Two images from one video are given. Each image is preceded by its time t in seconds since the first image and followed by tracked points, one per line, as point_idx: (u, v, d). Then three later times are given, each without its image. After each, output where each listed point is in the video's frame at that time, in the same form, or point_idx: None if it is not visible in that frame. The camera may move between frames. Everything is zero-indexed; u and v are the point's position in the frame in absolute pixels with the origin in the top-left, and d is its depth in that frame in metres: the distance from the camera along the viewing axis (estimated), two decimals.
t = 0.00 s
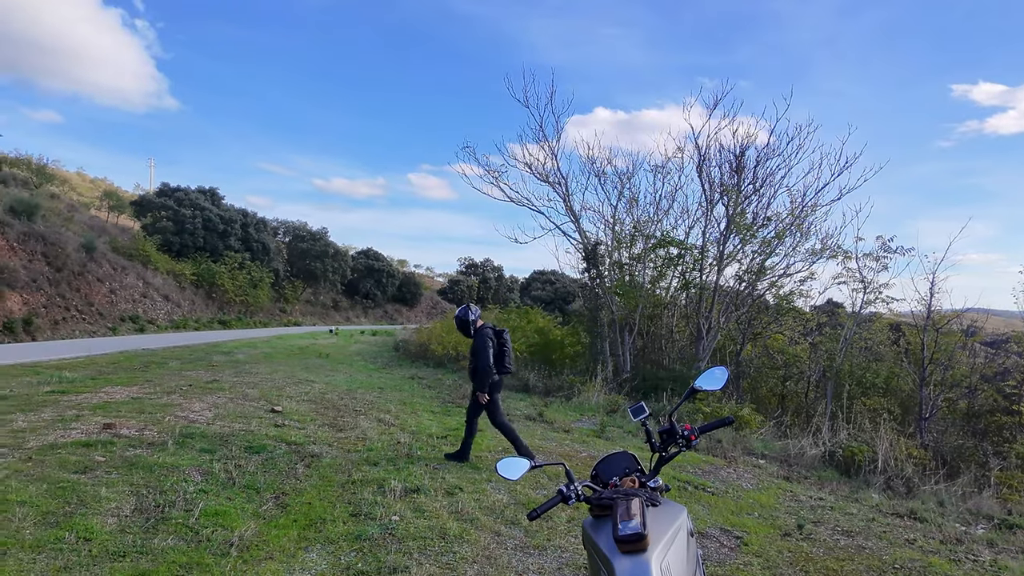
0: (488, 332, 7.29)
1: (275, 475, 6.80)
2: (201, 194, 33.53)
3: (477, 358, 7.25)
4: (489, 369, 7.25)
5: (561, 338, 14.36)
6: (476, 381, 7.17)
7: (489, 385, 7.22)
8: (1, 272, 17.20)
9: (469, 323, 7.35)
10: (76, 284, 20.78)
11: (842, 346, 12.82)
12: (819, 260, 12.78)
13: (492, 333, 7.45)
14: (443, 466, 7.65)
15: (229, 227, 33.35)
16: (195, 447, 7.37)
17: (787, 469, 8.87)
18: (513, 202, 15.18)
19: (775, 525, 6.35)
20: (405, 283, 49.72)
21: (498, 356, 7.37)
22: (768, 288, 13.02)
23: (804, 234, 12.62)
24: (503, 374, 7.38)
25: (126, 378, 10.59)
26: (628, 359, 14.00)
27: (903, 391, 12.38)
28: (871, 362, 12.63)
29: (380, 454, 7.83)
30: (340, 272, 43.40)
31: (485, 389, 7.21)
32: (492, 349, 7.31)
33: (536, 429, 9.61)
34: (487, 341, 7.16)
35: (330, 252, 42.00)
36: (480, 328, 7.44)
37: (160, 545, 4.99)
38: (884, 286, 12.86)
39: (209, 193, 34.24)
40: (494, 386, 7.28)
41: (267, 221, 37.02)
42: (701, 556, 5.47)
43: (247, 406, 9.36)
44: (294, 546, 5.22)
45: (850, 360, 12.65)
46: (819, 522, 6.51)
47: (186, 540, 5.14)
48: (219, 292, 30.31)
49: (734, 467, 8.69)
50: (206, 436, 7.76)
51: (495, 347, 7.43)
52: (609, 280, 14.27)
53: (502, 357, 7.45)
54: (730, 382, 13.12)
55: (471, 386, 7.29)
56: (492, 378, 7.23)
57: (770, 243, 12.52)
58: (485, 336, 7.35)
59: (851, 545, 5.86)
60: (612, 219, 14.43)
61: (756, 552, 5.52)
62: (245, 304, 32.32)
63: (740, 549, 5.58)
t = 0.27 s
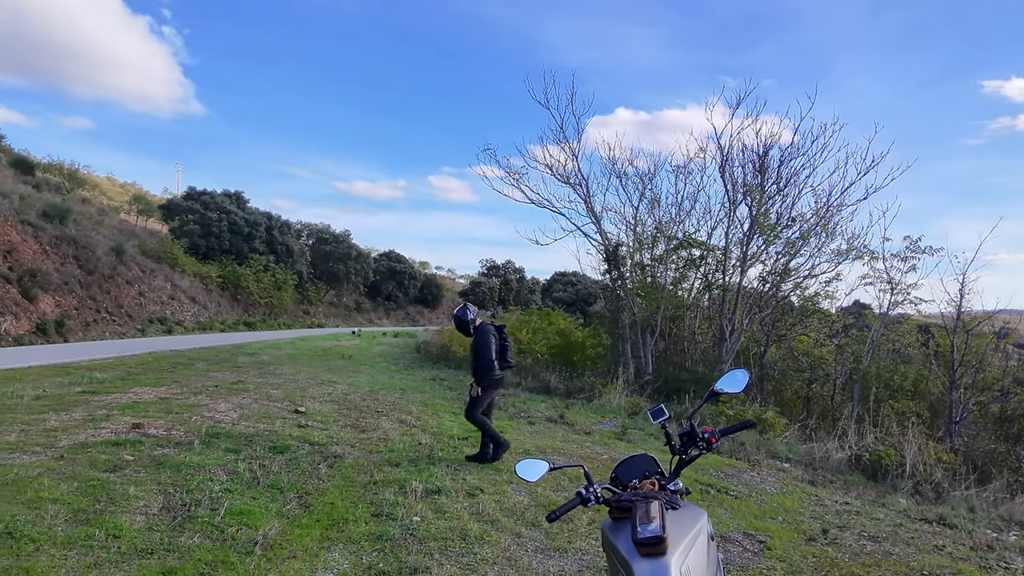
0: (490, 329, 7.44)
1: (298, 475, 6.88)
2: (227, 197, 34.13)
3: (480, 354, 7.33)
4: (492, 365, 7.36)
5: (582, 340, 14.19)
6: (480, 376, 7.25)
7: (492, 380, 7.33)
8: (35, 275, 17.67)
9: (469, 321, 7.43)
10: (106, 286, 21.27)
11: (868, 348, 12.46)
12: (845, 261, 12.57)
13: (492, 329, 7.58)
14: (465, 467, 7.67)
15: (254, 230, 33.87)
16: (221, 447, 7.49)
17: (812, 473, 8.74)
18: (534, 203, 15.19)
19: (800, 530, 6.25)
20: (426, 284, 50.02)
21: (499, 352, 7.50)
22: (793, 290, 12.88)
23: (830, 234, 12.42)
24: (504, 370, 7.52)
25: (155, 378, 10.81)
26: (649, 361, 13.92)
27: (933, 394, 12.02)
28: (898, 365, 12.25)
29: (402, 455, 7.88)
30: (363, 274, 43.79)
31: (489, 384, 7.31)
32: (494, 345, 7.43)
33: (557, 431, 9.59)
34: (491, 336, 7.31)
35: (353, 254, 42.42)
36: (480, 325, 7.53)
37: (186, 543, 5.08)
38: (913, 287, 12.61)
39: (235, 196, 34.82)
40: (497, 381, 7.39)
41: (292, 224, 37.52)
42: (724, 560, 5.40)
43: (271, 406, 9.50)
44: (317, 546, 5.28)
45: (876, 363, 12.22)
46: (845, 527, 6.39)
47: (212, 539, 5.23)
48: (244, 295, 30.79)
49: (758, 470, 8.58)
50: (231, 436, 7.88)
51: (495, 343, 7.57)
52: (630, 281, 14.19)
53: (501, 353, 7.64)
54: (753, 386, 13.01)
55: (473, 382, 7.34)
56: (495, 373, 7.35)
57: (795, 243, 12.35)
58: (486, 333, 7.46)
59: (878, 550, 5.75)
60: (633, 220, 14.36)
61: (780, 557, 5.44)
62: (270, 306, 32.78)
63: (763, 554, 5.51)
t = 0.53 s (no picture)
0: (495, 331, 7.41)
1: (323, 475, 6.96)
2: (254, 201, 34.71)
3: (484, 356, 7.32)
4: (495, 367, 7.34)
5: (606, 341, 14.18)
6: (483, 378, 7.26)
7: (495, 382, 7.31)
8: (70, 278, 18.14)
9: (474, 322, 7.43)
10: (137, 288, 21.76)
11: (898, 350, 12.26)
12: (874, 261, 12.32)
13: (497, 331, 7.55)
14: (487, 468, 7.69)
15: (280, 233, 34.39)
16: (247, 446, 7.62)
17: (840, 477, 8.57)
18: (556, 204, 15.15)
19: (827, 534, 6.14)
20: (450, 286, 50.33)
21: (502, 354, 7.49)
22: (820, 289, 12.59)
23: (858, 234, 12.18)
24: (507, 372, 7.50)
25: (184, 379, 11.03)
26: (673, 363, 13.81)
27: (966, 397, 11.57)
28: (930, 367, 11.95)
29: (425, 456, 7.93)
30: (386, 276, 44.16)
31: (491, 385, 7.30)
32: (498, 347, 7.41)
33: (580, 433, 9.56)
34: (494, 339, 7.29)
35: (377, 255, 42.82)
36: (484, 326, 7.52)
37: (214, 541, 5.18)
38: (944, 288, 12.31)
39: (262, 199, 35.40)
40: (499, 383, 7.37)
41: (317, 226, 38.00)
42: (749, 564, 5.33)
43: (296, 406, 9.63)
44: (341, 545, 5.34)
45: (907, 365, 12.02)
46: (874, 532, 6.26)
47: (239, 537, 5.32)
48: (271, 297, 31.28)
49: (784, 474, 8.44)
50: (258, 436, 8.01)
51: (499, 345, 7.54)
52: (654, 282, 14.08)
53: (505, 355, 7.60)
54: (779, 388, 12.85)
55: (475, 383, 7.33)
56: (498, 375, 7.33)
57: (822, 243, 12.13)
58: (490, 334, 7.45)
59: (908, 557, 5.61)
60: (657, 221, 14.25)
61: (806, 562, 5.35)
62: (296, 308, 33.23)
63: (789, 558, 5.42)
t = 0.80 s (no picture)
0: (489, 336, 7.29)
1: (349, 475, 7.03)
2: (280, 204, 35.24)
3: (478, 361, 7.26)
4: (489, 373, 7.29)
5: (630, 343, 14.03)
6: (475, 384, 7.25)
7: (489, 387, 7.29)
8: (103, 280, 18.58)
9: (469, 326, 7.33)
10: (168, 290, 22.21)
11: (930, 352, 11.84)
12: (906, 261, 12.04)
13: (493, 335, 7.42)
14: (511, 469, 7.68)
15: (306, 235, 34.84)
16: (274, 446, 7.72)
17: (871, 481, 8.38)
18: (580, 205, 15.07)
19: (857, 540, 6.00)
20: (473, 287, 50.54)
21: (497, 358, 7.40)
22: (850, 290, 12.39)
23: (889, 234, 11.91)
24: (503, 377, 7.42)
25: (213, 379, 11.22)
26: (699, 364, 13.67)
27: (1002, 401, 11.17)
28: (964, 370, 11.41)
29: (449, 457, 7.95)
30: (411, 278, 44.45)
31: (486, 391, 7.28)
32: (493, 352, 7.32)
33: (604, 435, 9.49)
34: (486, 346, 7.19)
35: (401, 257, 43.14)
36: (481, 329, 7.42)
37: (242, 539, 5.25)
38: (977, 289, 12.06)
39: (288, 202, 35.91)
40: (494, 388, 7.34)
41: (342, 229, 38.43)
42: (776, 569, 5.23)
43: (322, 407, 9.73)
44: (366, 544, 5.37)
45: (940, 367, 11.59)
46: (906, 538, 6.11)
47: (266, 535, 5.39)
48: (297, 298, 31.72)
49: (813, 477, 8.29)
50: (284, 436, 8.11)
51: (496, 349, 7.44)
52: (679, 284, 13.95)
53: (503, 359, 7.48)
54: (807, 391, 12.65)
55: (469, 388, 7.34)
56: (492, 380, 7.28)
57: (851, 243, 11.88)
58: (486, 339, 7.34)
59: (942, 564, 5.46)
60: (681, 221, 14.11)
61: (836, 568, 5.25)
62: (322, 309, 33.61)
63: (818, 564, 5.31)
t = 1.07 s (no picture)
0: (487, 336, 7.27)
1: (375, 475, 7.08)
2: (308, 207, 35.72)
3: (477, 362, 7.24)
4: (491, 373, 7.26)
5: (656, 344, 13.96)
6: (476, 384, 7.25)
7: (491, 386, 7.27)
8: (137, 283, 19.01)
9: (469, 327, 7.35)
10: (198, 292, 22.64)
11: (965, 354, 11.22)
12: (940, 260, 11.74)
13: (493, 335, 7.38)
14: (535, 471, 7.67)
15: (333, 237, 35.25)
16: (302, 446, 7.82)
17: (904, 486, 8.17)
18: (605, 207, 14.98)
19: (889, 546, 5.86)
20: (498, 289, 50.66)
21: (498, 358, 7.34)
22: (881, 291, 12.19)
23: (922, 233, 11.62)
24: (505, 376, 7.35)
25: (242, 380, 11.40)
26: (726, 366, 13.50)
27: None
28: (1001, 371, 10.71)
29: (475, 458, 7.97)
30: (436, 279, 44.67)
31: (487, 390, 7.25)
32: (492, 352, 7.29)
33: (630, 437, 9.42)
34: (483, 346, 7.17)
35: (427, 259, 43.39)
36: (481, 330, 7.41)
37: (271, 537, 5.33)
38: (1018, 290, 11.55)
39: (315, 205, 36.38)
40: (497, 387, 7.31)
41: (367, 231, 38.80)
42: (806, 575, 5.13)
43: (349, 408, 9.82)
44: (392, 544, 5.41)
45: (976, 369, 10.95)
46: (941, 545, 5.94)
47: (294, 534, 5.46)
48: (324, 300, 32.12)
49: (843, 482, 8.11)
50: (312, 436, 8.21)
51: (496, 349, 7.39)
52: (705, 284, 13.80)
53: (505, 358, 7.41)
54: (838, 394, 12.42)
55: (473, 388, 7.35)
56: (492, 380, 7.23)
57: (883, 243, 11.62)
58: (485, 339, 7.31)
59: (980, 572, 5.30)
60: (708, 222, 13.96)
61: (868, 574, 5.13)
62: (348, 311, 33.93)
63: (849, 570, 5.20)
